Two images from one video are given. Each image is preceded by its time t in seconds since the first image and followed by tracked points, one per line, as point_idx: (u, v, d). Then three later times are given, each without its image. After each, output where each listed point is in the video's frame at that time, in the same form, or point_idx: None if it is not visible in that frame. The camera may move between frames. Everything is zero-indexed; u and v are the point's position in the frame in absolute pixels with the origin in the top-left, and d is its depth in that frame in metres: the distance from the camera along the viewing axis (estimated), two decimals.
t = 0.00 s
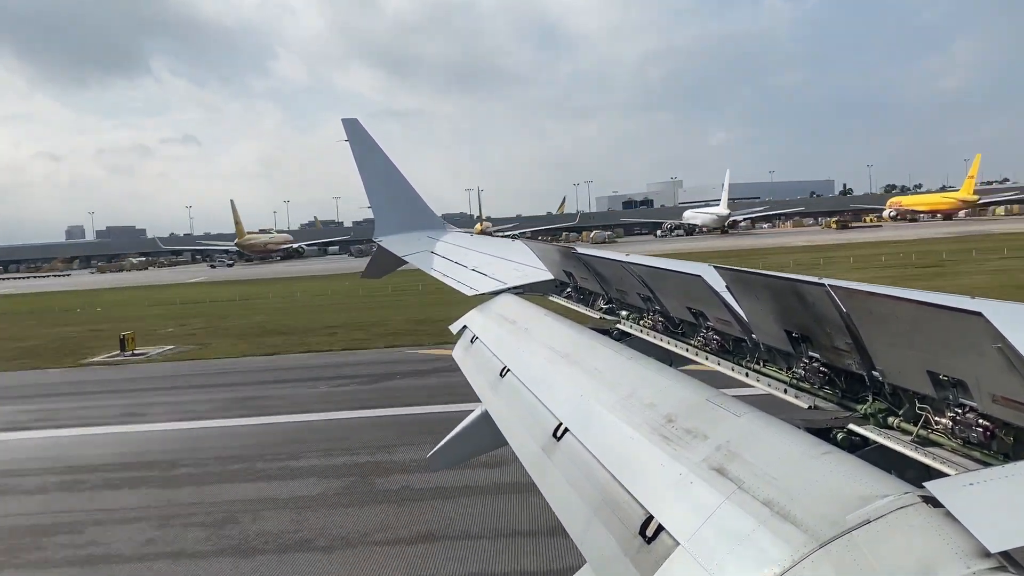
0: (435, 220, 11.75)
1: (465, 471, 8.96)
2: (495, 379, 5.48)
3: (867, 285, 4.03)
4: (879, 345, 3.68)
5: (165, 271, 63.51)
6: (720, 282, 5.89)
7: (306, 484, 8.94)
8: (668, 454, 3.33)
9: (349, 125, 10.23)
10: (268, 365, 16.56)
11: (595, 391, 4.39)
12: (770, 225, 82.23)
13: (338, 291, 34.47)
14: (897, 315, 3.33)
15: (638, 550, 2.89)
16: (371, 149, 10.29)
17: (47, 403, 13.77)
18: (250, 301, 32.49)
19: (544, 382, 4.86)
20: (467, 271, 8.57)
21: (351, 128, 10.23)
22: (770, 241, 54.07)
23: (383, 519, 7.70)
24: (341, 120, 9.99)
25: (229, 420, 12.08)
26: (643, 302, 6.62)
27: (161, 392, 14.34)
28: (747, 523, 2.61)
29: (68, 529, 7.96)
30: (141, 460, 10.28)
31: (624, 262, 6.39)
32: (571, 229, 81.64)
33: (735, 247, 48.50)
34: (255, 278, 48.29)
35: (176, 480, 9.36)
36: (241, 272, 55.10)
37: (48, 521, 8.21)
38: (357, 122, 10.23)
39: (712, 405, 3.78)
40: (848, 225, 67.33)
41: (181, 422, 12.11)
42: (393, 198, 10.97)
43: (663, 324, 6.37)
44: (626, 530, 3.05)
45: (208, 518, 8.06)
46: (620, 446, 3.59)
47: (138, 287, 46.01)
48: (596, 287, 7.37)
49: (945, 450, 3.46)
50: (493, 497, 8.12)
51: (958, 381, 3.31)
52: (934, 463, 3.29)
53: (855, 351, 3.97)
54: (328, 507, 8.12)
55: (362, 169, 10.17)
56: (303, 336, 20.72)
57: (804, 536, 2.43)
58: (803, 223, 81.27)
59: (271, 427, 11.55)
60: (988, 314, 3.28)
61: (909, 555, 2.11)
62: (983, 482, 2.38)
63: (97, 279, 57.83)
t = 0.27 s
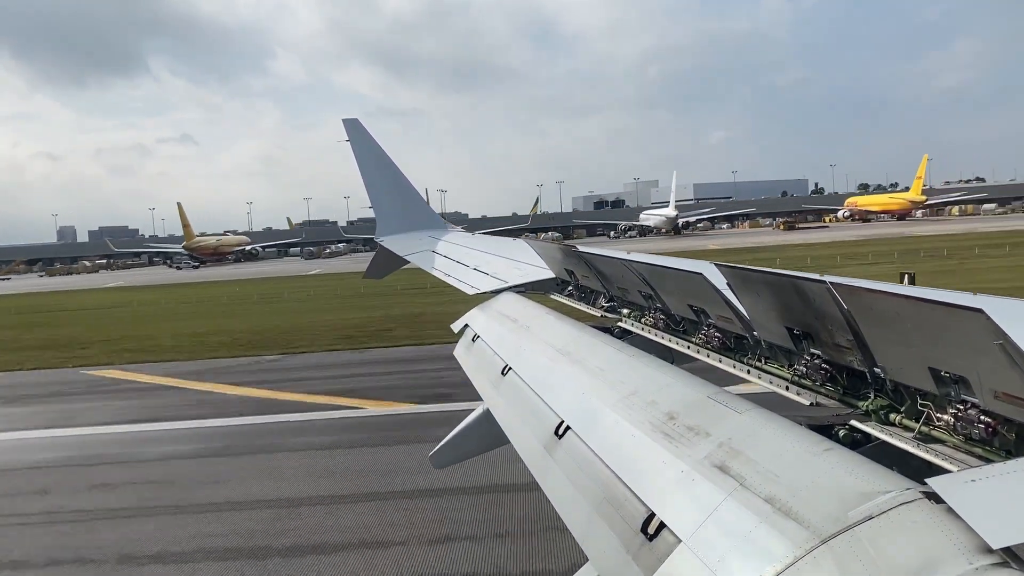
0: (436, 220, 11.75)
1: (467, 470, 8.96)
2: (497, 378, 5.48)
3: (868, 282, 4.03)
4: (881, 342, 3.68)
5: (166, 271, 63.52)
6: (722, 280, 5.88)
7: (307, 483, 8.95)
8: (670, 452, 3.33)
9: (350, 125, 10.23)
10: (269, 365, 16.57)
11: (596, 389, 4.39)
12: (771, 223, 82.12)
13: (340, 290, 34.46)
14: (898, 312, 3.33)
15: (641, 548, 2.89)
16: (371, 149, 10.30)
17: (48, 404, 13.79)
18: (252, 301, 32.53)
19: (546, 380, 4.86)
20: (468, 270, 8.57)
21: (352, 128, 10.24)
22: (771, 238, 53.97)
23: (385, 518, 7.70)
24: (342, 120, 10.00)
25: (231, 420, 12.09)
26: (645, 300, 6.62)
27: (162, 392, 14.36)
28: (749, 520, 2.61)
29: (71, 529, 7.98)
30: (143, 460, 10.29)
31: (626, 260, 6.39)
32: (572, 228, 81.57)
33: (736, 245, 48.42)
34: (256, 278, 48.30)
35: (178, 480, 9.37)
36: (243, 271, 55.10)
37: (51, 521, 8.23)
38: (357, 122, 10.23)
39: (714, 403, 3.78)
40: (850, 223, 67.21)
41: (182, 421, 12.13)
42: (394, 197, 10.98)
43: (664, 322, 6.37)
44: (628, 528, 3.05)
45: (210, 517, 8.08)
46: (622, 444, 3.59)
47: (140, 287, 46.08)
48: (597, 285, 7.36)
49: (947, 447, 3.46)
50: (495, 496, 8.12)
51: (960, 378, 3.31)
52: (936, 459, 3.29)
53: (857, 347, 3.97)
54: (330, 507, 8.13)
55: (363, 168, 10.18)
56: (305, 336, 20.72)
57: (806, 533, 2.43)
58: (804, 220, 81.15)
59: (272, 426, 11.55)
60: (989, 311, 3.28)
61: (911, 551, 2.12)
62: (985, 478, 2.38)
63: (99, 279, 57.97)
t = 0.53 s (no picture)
0: (436, 219, 11.74)
1: (466, 469, 8.95)
2: (497, 375, 5.48)
3: (869, 280, 4.03)
4: (880, 339, 3.68)
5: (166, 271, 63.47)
6: (721, 278, 5.88)
7: (307, 483, 8.94)
8: (670, 449, 3.33)
9: (349, 124, 10.22)
10: (269, 365, 16.55)
11: (596, 386, 4.39)
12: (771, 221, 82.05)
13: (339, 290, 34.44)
14: (898, 309, 3.32)
15: (641, 544, 2.89)
16: (371, 148, 10.28)
17: (47, 404, 13.76)
18: (252, 300, 32.46)
19: (546, 377, 4.86)
20: (468, 269, 8.56)
21: (351, 127, 10.22)
22: (771, 237, 53.90)
23: (385, 518, 7.70)
24: (342, 119, 9.98)
25: (230, 420, 12.08)
26: (644, 298, 6.62)
27: (162, 393, 14.33)
28: (749, 517, 2.61)
29: (70, 530, 7.96)
30: (142, 460, 10.27)
31: (626, 258, 6.38)
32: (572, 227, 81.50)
33: (737, 243, 48.36)
34: (256, 277, 48.27)
35: (177, 480, 9.36)
36: (243, 271, 55.05)
37: (50, 521, 8.21)
38: (356, 121, 10.21)
39: (714, 400, 3.78)
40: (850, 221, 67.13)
41: (182, 422, 12.11)
42: (394, 196, 10.96)
43: (664, 319, 6.36)
44: (628, 524, 3.05)
45: (210, 517, 8.07)
46: (622, 441, 3.59)
47: (140, 287, 46.02)
48: (597, 283, 7.36)
49: (947, 444, 3.46)
50: (495, 495, 8.10)
51: (959, 375, 3.31)
52: (936, 457, 3.29)
53: (856, 345, 3.96)
54: (330, 507, 8.12)
55: (363, 168, 10.18)
56: (304, 335, 20.70)
57: (806, 529, 2.43)
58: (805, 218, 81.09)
59: (272, 426, 11.54)
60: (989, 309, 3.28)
61: (911, 548, 2.11)
62: (985, 475, 2.38)
63: (99, 279, 57.89)
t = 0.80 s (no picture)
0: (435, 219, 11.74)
1: (466, 470, 8.95)
2: (496, 376, 5.48)
3: (867, 278, 4.03)
4: (880, 337, 3.68)
5: (164, 272, 63.35)
6: (720, 276, 5.88)
7: (307, 484, 8.94)
8: (670, 448, 3.33)
9: (348, 124, 10.22)
10: (268, 366, 16.52)
11: (596, 386, 4.39)
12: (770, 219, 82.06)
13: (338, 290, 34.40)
14: (897, 306, 3.32)
15: (641, 544, 2.89)
16: (369, 148, 10.28)
17: (46, 406, 13.73)
18: (251, 302, 32.41)
19: (545, 378, 4.85)
20: (467, 268, 8.56)
21: (350, 127, 10.22)
22: (770, 235, 53.89)
23: (385, 519, 7.69)
24: (340, 119, 9.99)
25: (229, 420, 12.06)
26: (643, 297, 6.62)
27: (161, 394, 14.31)
28: (749, 517, 2.61)
29: (68, 531, 7.93)
30: (141, 461, 10.25)
31: (625, 257, 6.38)
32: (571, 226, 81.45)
33: (736, 242, 48.34)
34: (254, 279, 48.19)
35: (176, 481, 9.33)
36: (241, 273, 54.96)
37: (49, 522, 8.18)
38: (355, 121, 10.22)
39: (714, 399, 3.78)
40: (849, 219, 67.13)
41: (181, 423, 12.08)
42: (392, 196, 10.96)
43: (663, 318, 6.37)
44: (629, 524, 3.05)
45: (210, 517, 8.06)
46: (622, 441, 3.59)
47: (138, 289, 45.96)
48: (597, 282, 7.37)
49: (947, 441, 3.46)
50: (496, 495, 8.10)
51: (959, 372, 3.31)
52: (935, 454, 3.29)
53: (856, 342, 3.97)
54: (330, 508, 8.11)
55: (362, 167, 10.18)
56: (303, 336, 20.68)
57: (806, 528, 2.43)
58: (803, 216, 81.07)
59: (271, 427, 11.52)
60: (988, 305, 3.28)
61: (911, 545, 2.12)
62: (985, 471, 2.38)
63: (97, 281, 57.79)
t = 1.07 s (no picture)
0: (433, 219, 11.73)
1: (466, 471, 8.95)
2: (495, 376, 5.47)
3: (866, 277, 4.03)
4: (879, 336, 3.67)
5: (162, 273, 63.16)
6: (719, 275, 5.87)
7: (307, 485, 8.93)
8: (669, 448, 3.33)
9: (345, 124, 10.20)
10: (266, 367, 16.48)
11: (595, 386, 4.38)
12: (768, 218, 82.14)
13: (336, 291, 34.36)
14: (896, 305, 3.32)
15: (641, 545, 2.88)
16: (367, 148, 10.27)
17: (44, 408, 13.70)
18: (249, 302, 32.33)
19: (544, 378, 4.85)
20: (465, 268, 8.56)
21: (347, 127, 10.21)
22: (768, 234, 53.94)
23: (385, 520, 7.69)
24: (338, 119, 9.97)
25: (228, 422, 12.03)
26: (642, 296, 6.61)
27: (159, 395, 14.28)
28: (748, 516, 2.61)
29: (65, 535, 7.90)
30: (140, 463, 10.22)
31: (623, 256, 6.38)
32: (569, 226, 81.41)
33: (734, 241, 48.37)
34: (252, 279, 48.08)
35: (175, 483, 9.31)
36: (239, 273, 54.85)
37: (46, 527, 8.15)
38: (353, 121, 10.20)
39: (713, 399, 3.77)
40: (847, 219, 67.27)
41: (179, 424, 12.05)
42: (390, 196, 10.95)
43: (662, 318, 6.36)
44: (628, 525, 3.05)
45: (208, 521, 8.04)
46: (622, 441, 3.58)
47: (137, 290, 45.90)
48: (595, 282, 7.36)
49: (946, 440, 3.46)
50: (495, 496, 8.10)
51: (957, 370, 3.31)
52: (935, 453, 3.29)
53: (854, 341, 3.97)
54: (330, 509, 8.11)
55: (359, 167, 10.16)
56: (302, 337, 20.65)
57: (805, 528, 2.43)
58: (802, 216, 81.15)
59: (271, 428, 11.51)
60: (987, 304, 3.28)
61: (912, 545, 2.11)
62: (984, 470, 2.38)
63: (95, 282, 57.68)
